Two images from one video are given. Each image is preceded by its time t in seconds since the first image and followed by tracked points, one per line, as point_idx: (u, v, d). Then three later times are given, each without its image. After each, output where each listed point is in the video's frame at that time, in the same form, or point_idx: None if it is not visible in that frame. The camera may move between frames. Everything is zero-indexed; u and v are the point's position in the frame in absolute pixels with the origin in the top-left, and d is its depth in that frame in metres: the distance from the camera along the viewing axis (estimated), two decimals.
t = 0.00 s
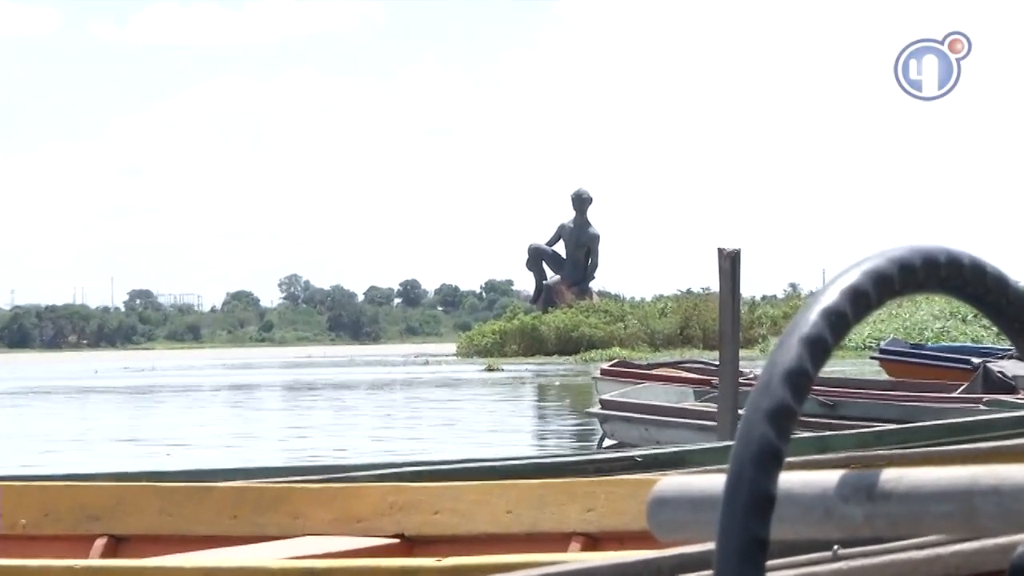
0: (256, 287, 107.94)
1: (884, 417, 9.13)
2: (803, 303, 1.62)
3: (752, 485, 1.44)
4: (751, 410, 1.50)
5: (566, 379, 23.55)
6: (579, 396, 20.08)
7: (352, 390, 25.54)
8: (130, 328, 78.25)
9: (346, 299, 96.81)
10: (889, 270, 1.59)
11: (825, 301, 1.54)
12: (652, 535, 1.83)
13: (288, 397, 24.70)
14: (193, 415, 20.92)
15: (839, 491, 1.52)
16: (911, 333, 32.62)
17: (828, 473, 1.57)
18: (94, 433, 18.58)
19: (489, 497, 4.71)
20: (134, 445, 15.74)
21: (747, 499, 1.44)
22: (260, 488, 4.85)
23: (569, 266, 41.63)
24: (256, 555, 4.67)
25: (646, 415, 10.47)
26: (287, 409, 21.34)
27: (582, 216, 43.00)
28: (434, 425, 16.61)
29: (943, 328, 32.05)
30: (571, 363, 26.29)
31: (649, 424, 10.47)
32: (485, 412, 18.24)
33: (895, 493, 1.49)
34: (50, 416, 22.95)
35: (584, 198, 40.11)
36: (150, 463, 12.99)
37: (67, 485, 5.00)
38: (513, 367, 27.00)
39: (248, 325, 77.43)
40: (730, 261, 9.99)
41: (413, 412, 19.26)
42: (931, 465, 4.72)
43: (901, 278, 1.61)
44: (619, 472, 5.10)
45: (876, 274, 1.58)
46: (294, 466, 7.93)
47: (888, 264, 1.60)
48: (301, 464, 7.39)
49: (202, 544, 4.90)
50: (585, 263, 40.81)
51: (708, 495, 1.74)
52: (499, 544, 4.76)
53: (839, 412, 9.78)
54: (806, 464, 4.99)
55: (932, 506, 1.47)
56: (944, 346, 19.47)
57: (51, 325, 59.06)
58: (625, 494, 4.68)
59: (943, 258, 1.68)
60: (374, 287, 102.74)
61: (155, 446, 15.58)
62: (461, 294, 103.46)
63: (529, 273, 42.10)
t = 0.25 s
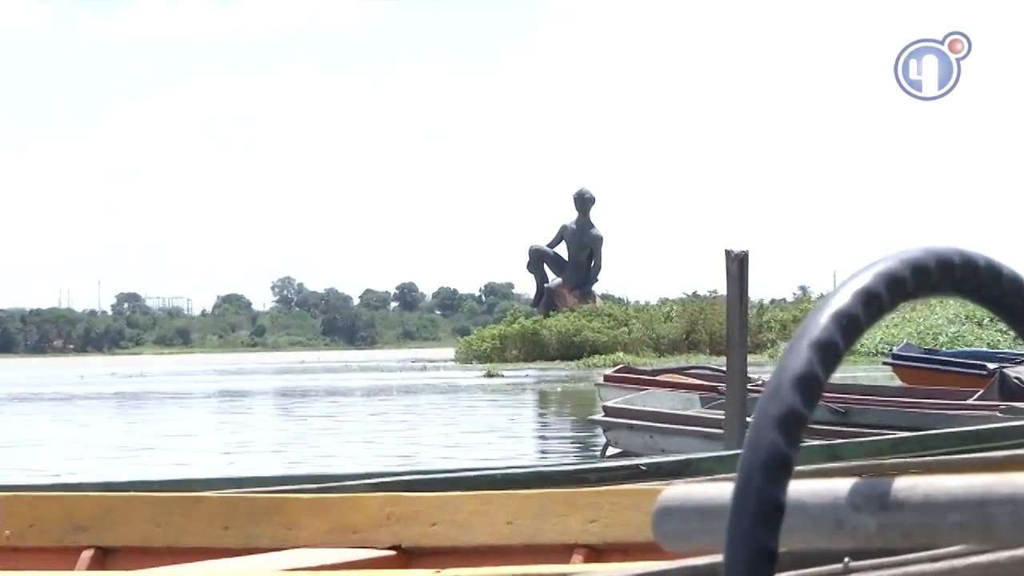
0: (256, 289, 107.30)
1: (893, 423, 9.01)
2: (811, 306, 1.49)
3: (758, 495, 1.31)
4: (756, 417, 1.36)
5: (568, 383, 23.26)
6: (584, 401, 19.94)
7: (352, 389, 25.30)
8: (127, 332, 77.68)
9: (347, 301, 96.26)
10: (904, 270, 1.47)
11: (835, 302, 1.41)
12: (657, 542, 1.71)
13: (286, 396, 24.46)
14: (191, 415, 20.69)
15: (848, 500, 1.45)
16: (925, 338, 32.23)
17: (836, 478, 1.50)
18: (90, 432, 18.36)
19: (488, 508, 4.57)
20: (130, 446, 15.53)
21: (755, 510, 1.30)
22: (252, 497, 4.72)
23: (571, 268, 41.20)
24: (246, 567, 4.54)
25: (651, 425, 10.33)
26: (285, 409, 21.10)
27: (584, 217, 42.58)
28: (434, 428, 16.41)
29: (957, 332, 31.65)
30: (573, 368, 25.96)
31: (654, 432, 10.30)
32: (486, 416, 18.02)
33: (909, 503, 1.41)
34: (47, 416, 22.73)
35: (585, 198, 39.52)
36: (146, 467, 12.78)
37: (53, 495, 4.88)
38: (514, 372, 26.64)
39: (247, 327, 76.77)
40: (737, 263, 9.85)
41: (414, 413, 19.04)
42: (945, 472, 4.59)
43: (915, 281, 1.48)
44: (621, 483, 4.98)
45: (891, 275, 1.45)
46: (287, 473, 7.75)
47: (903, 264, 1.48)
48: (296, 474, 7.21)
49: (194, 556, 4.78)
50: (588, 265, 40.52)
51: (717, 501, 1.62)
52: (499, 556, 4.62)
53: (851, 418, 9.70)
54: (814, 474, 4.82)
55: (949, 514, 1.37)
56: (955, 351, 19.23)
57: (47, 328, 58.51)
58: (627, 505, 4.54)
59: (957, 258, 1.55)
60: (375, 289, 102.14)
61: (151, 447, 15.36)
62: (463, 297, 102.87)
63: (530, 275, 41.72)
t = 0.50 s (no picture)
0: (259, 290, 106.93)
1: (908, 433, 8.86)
2: (822, 309, 1.33)
3: (767, 507, 1.13)
4: (766, 425, 1.19)
5: (574, 389, 22.93)
6: (589, 408, 19.73)
7: (353, 392, 25.06)
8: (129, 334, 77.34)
9: (350, 303, 95.78)
10: (928, 269, 1.30)
11: (849, 303, 1.25)
12: (667, 555, 1.51)
13: (287, 398, 24.25)
14: (190, 415, 20.49)
15: (866, 508, 1.25)
16: (941, 343, 31.72)
17: (851, 486, 1.30)
18: (88, 431, 18.16)
19: (489, 518, 4.45)
20: (128, 448, 15.33)
21: (765, 523, 1.13)
22: (246, 509, 4.62)
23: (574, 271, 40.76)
24: None
25: (659, 436, 10.14)
26: (285, 410, 20.90)
27: (589, 218, 42.14)
28: (437, 434, 16.21)
29: (976, 336, 31.23)
30: (578, 373, 25.59)
31: (661, 441, 10.17)
32: (489, 422, 17.83)
33: (928, 512, 1.22)
34: (46, 415, 22.53)
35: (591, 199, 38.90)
36: (143, 472, 12.57)
37: (38, 506, 4.77)
38: (517, 377, 26.27)
39: (248, 329, 76.33)
40: (748, 265, 9.68)
41: (415, 417, 18.83)
42: (961, 481, 4.42)
43: (934, 280, 1.31)
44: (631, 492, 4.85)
45: (909, 273, 1.29)
46: (281, 480, 7.58)
47: (922, 264, 1.31)
48: (292, 482, 7.06)
49: (181, 569, 4.65)
50: (592, 265, 40.09)
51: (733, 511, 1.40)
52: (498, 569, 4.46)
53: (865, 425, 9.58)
54: (827, 484, 4.60)
55: (966, 523, 1.21)
56: (968, 357, 18.98)
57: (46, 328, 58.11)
58: (634, 515, 4.38)
59: (978, 259, 1.39)
60: (380, 291, 101.67)
61: (150, 449, 15.18)
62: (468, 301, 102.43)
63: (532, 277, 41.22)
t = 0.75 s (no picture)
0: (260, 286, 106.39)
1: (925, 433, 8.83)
2: (833, 304, 1.25)
3: (775, 512, 1.06)
4: (775, 425, 1.11)
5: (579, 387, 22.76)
6: (594, 406, 19.57)
7: (353, 389, 24.88)
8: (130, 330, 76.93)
9: (352, 298, 95.21)
10: (945, 262, 1.22)
11: (863, 297, 1.17)
12: (674, 561, 1.36)
13: (288, 395, 24.08)
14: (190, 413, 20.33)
15: (879, 511, 1.18)
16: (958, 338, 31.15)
17: (864, 488, 1.24)
18: (86, 429, 18.01)
19: (491, 519, 4.30)
20: (126, 447, 15.18)
21: (774, 527, 1.05)
22: (238, 511, 4.49)
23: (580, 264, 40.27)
24: None
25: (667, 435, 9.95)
26: (286, 408, 20.73)
27: (594, 211, 41.64)
28: (438, 433, 16.05)
29: (994, 332, 30.93)
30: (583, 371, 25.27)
31: (669, 440, 9.95)
32: (490, 421, 17.68)
33: (940, 513, 1.16)
34: (46, 412, 22.36)
35: (597, 190, 38.72)
36: (142, 474, 12.43)
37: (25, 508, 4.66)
38: (521, 374, 26.08)
39: (248, 326, 75.84)
40: (758, 258, 9.50)
41: (416, 416, 18.67)
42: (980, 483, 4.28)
43: (951, 275, 1.23)
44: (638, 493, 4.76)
45: (926, 265, 1.21)
46: (283, 482, 7.46)
47: (938, 259, 1.23)
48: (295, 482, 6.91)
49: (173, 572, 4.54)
50: (597, 259, 39.87)
51: (738, 512, 1.30)
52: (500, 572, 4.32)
53: (881, 425, 9.57)
54: (841, 483, 4.44)
55: (983, 524, 1.16)
56: (982, 353, 18.75)
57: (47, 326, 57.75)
58: (642, 517, 4.23)
59: (993, 254, 1.30)
60: (383, 286, 101.12)
61: (148, 448, 15.02)
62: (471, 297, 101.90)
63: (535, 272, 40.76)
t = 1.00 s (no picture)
0: (258, 284, 105.62)
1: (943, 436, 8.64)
2: (850, 302, 1.22)
3: (784, 517, 1.05)
4: (786, 428, 1.09)
5: (582, 388, 22.59)
6: (597, 408, 19.41)
7: (353, 391, 24.68)
8: (125, 330, 76.22)
9: (353, 298, 94.68)
10: (965, 258, 1.20)
11: (875, 293, 1.15)
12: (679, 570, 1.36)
13: (286, 397, 23.88)
14: (185, 415, 20.16)
15: (893, 517, 1.20)
16: (975, 338, 30.59)
17: (877, 492, 1.25)
18: (82, 431, 17.86)
19: (492, 526, 4.18)
20: (123, 450, 15.04)
21: (783, 536, 1.04)
22: (228, 518, 4.35)
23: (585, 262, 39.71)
24: None
25: (676, 438, 9.83)
26: (284, 411, 20.57)
27: (598, 207, 41.12)
28: (438, 435, 15.93)
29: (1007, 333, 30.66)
30: (587, 373, 24.95)
31: (676, 444, 9.86)
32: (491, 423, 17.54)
33: (953, 517, 1.19)
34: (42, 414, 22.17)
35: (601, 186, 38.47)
36: (140, 477, 12.29)
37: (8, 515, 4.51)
38: (525, 374, 25.88)
39: (245, 326, 75.11)
40: (769, 254, 9.36)
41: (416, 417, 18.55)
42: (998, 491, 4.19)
43: (969, 270, 1.20)
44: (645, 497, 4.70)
45: (943, 262, 1.19)
46: (284, 487, 7.33)
47: (962, 249, 1.21)
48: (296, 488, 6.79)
49: None
50: (601, 256, 39.59)
51: (746, 517, 1.28)
52: None
53: (897, 428, 9.39)
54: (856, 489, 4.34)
55: (998, 532, 1.18)
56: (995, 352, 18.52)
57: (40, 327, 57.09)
58: (647, 525, 4.14)
59: (1014, 251, 1.27)
60: (383, 283, 100.23)
61: (146, 451, 14.88)
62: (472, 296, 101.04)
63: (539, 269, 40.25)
